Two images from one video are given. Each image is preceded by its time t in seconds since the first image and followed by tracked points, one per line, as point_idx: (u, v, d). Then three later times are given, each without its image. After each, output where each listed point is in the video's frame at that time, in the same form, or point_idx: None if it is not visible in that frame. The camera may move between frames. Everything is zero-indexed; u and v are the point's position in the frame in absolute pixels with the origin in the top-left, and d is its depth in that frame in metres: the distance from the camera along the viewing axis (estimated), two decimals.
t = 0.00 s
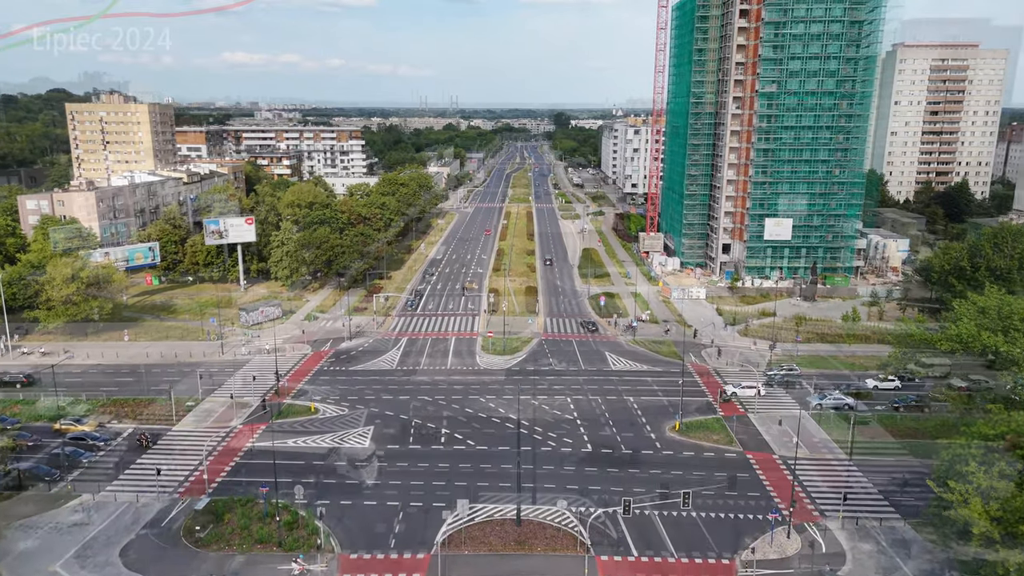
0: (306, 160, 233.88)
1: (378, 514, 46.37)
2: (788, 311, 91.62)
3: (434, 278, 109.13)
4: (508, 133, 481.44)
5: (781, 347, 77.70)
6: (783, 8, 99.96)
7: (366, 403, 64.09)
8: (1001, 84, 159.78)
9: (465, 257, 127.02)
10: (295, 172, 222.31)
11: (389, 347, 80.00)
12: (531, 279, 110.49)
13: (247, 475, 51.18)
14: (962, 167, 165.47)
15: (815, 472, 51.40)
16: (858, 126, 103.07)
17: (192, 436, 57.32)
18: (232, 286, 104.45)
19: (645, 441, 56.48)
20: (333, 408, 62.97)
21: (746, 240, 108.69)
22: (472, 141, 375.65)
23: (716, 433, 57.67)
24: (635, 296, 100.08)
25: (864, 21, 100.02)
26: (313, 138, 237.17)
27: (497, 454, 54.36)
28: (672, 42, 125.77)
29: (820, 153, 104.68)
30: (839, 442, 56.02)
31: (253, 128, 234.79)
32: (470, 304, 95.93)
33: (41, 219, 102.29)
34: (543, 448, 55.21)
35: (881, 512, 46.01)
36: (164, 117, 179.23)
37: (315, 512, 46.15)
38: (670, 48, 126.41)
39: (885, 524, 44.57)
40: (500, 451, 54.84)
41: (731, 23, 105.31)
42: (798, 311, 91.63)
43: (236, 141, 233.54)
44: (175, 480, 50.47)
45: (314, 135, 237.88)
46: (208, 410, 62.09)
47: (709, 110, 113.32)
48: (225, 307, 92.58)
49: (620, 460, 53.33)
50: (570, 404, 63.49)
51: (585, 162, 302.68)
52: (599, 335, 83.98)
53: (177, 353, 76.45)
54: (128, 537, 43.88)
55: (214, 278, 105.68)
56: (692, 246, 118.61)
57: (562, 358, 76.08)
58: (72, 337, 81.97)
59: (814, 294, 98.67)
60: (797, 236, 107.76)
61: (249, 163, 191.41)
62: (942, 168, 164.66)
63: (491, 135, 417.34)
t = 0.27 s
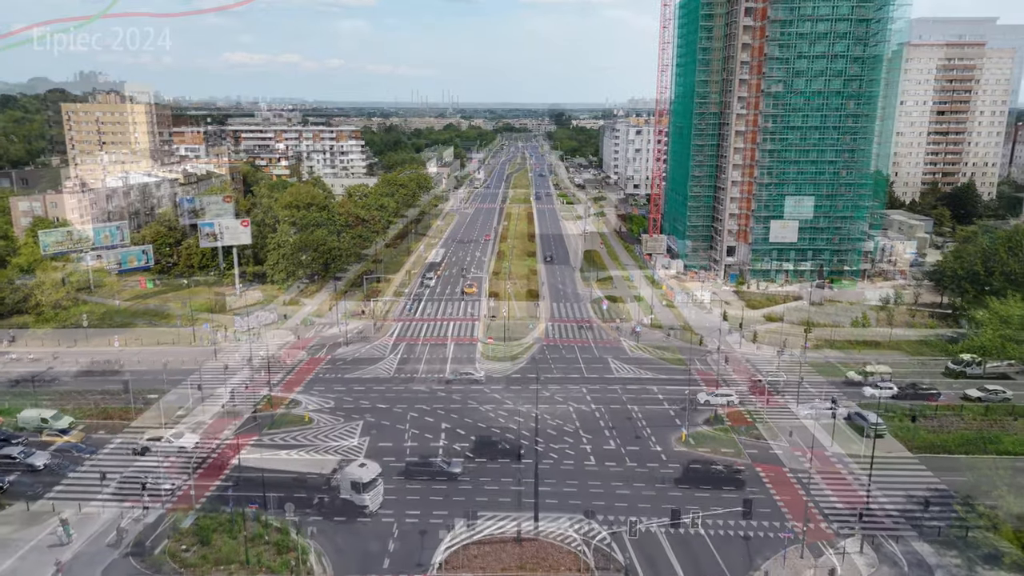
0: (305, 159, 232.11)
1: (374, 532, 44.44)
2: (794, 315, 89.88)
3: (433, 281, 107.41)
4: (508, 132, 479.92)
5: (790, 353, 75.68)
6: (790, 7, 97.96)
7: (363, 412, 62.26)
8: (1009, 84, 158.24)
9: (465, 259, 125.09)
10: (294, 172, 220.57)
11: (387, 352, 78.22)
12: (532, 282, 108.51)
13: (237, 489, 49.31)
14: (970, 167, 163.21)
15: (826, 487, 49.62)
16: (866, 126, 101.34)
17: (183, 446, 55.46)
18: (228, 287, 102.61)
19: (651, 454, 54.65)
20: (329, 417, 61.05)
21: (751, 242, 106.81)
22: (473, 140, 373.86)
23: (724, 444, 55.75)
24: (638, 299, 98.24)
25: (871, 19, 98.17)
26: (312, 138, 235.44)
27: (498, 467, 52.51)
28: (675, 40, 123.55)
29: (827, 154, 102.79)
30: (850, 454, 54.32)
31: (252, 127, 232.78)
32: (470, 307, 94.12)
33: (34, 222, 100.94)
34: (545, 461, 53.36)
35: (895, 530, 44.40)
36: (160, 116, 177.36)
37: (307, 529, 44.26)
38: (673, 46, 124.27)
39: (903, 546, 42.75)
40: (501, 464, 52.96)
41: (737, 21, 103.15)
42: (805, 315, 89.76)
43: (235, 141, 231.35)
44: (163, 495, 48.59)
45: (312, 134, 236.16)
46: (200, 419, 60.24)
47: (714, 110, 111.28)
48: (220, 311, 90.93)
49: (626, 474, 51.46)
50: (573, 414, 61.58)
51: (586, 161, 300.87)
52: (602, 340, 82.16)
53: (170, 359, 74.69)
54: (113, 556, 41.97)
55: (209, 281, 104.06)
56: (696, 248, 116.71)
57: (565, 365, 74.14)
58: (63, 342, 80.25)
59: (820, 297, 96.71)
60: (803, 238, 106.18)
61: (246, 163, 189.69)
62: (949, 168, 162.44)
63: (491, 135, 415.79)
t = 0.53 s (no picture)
0: (292, 146, 223.37)
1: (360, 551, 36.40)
2: (822, 300, 82.56)
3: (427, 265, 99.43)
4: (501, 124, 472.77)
5: (824, 339, 68.27)
6: None
7: (349, 406, 54.42)
8: None
9: (460, 244, 117.25)
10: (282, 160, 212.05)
11: (378, 341, 70.40)
12: (534, 267, 100.90)
13: (198, 497, 41.47)
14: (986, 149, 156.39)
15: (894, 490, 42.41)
16: (888, 94, 94.47)
17: (138, 447, 47.47)
18: (205, 274, 94.16)
19: (683, 452, 47.17)
20: (311, 412, 53.22)
21: (768, 223, 98.89)
22: (465, 129, 365.23)
23: (767, 440, 48.37)
24: (649, 284, 90.70)
25: None
26: (299, 124, 226.57)
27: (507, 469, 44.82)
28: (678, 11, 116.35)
29: (851, 126, 95.44)
30: (913, 452, 47.15)
31: (236, 113, 223.78)
32: (468, 292, 86.21)
33: None
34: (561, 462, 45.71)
35: (985, 542, 37.30)
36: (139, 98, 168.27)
37: (281, 545, 36.48)
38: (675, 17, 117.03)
39: (1001, 563, 35.47)
40: (511, 466, 45.26)
41: None
42: (834, 300, 82.51)
43: (218, 127, 222.29)
44: (109, 504, 40.69)
45: (300, 120, 227.35)
46: (162, 415, 52.28)
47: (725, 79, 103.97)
48: (194, 298, 82.71)
49: (656, 477, 43.95)
50: (590, 407, 54.04)
51: (582, 150, 293.00)
52: (613, 326, 74.51)
53: (133, 348, 66.49)
54: None
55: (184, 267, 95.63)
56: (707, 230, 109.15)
57: (575, 352, 66.52)
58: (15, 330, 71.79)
59: (847, 280, 89.15)
60: (824, 218, 98.52)
61: (229, 148, 180.82)
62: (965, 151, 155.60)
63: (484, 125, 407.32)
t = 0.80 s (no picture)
0: (290, 146, 221.60)
1: None
2: (830, 305, 80.62)
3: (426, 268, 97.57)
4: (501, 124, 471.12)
5: (833, 346, 66.36)
6: None
7: (343, 417, 52.51)
8: None
9: (460, 246, 115.33)
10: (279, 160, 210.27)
11: (374, 347, 68.51)
12: (535, 269, 99.06)
13: (182, 516, 39.54)
14: (991, 150, 154.54)
15: (912, 509, 40.51)
16: (899, 95, 92.50)
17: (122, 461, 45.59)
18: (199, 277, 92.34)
19: (691, 467, 45.24)
20: (303, 424, 51.28)
21: (774, 225, 97.03)
22: (465, 129, 363.50)
23: (778, 454, 46.42)
24: (653, 287, 88.81)
25: None
26: (298, 123, 224.79)
27: (508, 486, 42.86)
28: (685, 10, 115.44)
29: (859, 127, 93.48)
30: (930, 467, 45.28)
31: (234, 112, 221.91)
32: (467, 296, 84.35)
33: None
34: (564, 478, 43.75)
35: (1011, 566, 35.35)
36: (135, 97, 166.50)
37: (267, 569, 34.49)
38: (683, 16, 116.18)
39: None
40: (512, 483, 43.29)
41: None
42: (842, 305, 80.56)
43: (216, 127, 220.58)
44: (89, 523, 38.78)
45: (298, 120, 225.64)
46: (149, 427, 50.41)
47: (732, 78, 103.05)
48: (186, 302, 80.90)
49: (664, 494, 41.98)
50: (593, 418, 52.10)
51: (582, 150, 291.23)
52: (616, 332, 72.67)
53: (121, 355, 64.58)
54: None
55: (177, 269, 93.81)
56: (710, 232, 107.15)
57: (577, 360, 64.59)
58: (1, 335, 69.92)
59: (855, 283, 87.15)
60: (831, 221, 96.53)
61: (226, 148, 179.07)
62: (970, 152, 153.79)
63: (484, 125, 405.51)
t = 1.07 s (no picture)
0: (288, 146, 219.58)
1: None
2: (838, 311, 78.61)
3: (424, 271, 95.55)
4: (501, 124, 469.07)
5: (844, 354, 64.35)
6: None
7: (336, 429, 50.50)
8: None
9: (459, 249, 113.39)
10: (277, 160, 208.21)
11: (370, 354, 66.49)
12: (536, 273, 97.08)
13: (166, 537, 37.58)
14: (999, 150, 152.23)
15: (933, 530, 38.50)
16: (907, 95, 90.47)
17: (106, 478, 43.65)
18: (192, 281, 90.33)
19: (699, 483, 43.26)
20: (294, 437, 49.23)
21: (780, 228, 95.07)
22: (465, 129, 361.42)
23: (790, 470, 44.40)
24: (656, 291, 86.84)
25: None
26: (296, 124, 222.74)
27: (507, 505, 40.87)
28: (689, 8, 113.35)
29: (866, 127, 91.46)
30: (948, 484, 43.36)
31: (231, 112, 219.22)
32: (466, 300, 82.32)
33: None
34: (566, 495, 41.77)
35: None
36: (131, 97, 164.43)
37: None
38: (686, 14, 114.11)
39: None
40: (512, 501, 41.29)
41: None
42: (851, 311, 78.62)
43: (213, 127, 218.38)
44: (67, 545, 36.93)
45: (296, 120, 223.60)
46: (135, 440, 48.45)
47: (737, 78, 101.01)
48: (178, 307, 78.92)
49: (671, 513, 40.00)
50: (596, 431, 50.07)
51: (583, 150, 289.18)
52: (619, 338, 70.68)
53: (109, 363, 62.57)
54: None
55: (169, 273, 91.79)
56: (714, 235, 105.23)
57: (579, 368, 62.55)
58: None
59: (863, 288, 85.10)
60: (837, 223, 94.57)
61: (222, 148, 177.08)
62: (976, 152, 151.63)
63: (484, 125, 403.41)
